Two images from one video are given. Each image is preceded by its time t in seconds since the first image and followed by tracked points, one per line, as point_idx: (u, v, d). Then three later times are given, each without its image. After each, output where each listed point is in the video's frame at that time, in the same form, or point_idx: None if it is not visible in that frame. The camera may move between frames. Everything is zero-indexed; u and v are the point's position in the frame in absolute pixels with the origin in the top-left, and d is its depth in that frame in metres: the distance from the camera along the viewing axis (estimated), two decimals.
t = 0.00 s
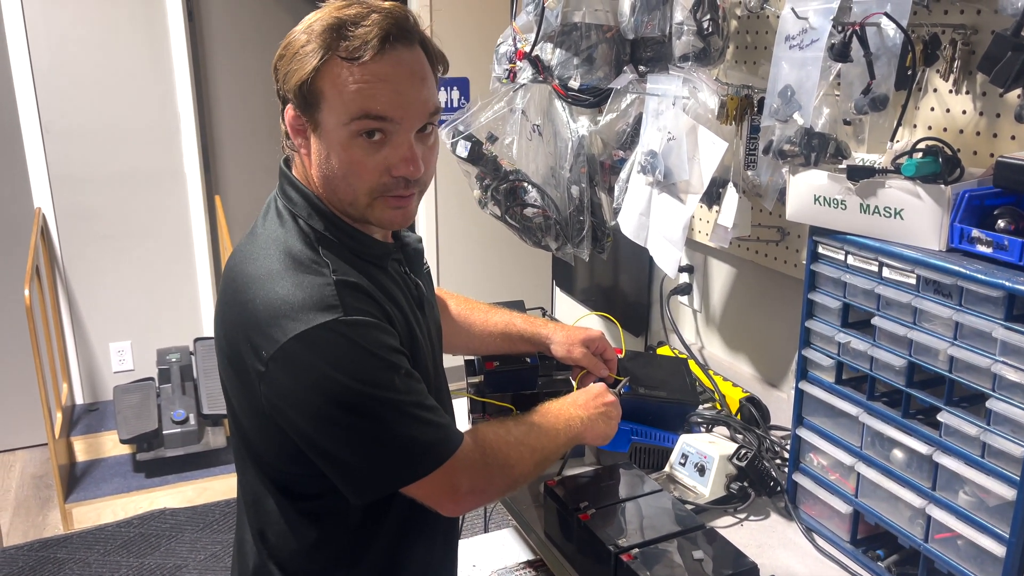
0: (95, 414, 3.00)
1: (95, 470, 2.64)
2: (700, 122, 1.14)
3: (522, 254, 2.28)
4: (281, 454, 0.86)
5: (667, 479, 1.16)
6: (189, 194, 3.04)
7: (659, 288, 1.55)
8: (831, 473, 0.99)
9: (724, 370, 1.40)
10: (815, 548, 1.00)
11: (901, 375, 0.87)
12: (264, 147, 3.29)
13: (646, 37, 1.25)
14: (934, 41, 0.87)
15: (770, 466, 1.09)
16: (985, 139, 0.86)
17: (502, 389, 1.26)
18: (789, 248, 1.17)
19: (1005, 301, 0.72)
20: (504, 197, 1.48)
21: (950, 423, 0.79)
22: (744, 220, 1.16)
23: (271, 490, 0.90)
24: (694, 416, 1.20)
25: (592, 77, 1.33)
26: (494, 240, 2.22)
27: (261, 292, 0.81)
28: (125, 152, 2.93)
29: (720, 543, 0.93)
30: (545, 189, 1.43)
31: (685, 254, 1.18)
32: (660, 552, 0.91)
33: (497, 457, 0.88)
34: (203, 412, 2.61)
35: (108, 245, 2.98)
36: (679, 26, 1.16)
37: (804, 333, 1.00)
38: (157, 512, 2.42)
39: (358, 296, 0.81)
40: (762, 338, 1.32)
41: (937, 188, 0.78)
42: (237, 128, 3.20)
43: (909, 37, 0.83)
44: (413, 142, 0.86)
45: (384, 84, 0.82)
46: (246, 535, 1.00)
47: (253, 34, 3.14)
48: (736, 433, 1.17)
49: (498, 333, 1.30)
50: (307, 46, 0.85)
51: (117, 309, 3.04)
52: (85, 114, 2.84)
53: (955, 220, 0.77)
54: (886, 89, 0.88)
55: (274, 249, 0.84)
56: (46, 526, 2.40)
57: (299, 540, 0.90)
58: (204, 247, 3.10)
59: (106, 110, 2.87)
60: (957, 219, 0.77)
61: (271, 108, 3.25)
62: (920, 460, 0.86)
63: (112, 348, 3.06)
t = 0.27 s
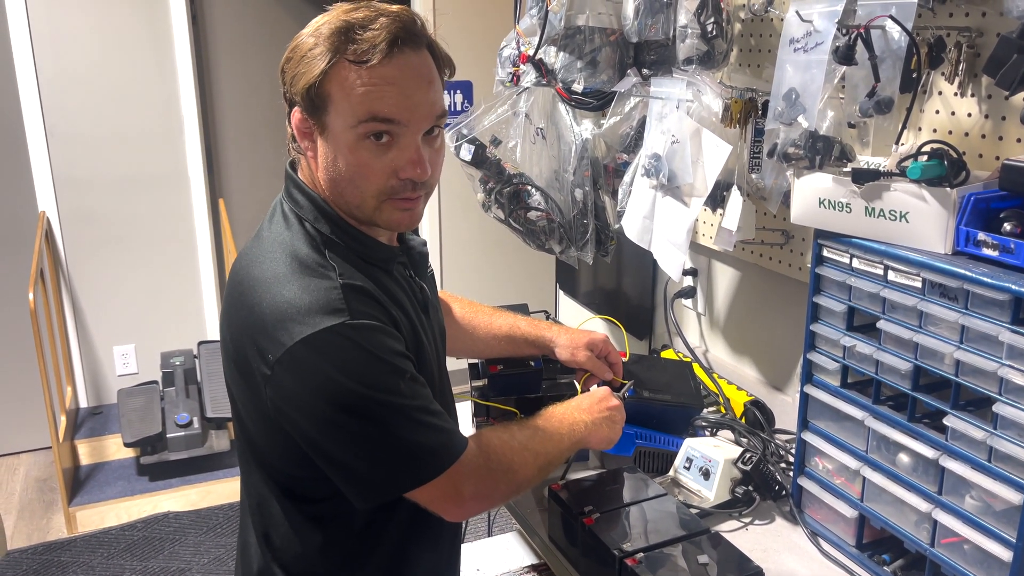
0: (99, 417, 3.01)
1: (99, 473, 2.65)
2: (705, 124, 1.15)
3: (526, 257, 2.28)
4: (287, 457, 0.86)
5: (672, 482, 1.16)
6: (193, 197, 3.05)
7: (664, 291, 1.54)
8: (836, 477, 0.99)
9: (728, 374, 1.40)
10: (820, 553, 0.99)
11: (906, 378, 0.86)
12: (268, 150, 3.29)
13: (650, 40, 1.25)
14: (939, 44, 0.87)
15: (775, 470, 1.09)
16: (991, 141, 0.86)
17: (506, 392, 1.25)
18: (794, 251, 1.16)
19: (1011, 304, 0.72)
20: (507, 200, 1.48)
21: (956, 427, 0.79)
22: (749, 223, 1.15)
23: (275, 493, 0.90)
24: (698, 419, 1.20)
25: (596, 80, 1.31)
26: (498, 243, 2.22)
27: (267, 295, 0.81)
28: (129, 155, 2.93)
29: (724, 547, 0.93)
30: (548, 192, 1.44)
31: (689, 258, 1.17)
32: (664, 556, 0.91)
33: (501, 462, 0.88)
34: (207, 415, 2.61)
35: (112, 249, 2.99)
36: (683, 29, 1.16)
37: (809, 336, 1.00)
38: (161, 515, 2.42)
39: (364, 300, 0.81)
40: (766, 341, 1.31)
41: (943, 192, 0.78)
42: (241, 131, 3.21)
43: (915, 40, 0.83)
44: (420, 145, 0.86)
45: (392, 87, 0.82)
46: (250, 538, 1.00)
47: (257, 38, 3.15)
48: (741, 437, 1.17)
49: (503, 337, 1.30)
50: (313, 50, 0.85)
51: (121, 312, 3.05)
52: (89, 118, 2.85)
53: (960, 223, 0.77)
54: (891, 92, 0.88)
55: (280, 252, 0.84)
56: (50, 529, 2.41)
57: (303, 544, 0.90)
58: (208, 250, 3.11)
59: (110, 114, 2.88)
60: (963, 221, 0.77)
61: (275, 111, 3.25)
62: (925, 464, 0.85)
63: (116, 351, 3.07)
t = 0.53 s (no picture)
0: (103, 420, 3.01)
1: (102, 476, 2.65)
2: (709, 127, 1.15)
3: (530, 260, 2.27)
4: (294, 460, 0.86)
5: (676, 486, 1.16)
6: (197, 200, 3.05)
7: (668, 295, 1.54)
8: (842, 481, 0.98)
9: (732, 377, 1.40)
10: (826, 557, 0.99)
11: (912, 382, 0.86)
12: (271, 154, 3.30)
13: (654, 43, 1.24)
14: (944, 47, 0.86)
15: (780, 473, 1.08)
16: (997, 143, 0.86)
17: (510, 395, 1.26)
18: (798, 254, 1.16)
19: (1019, 307, 0.71)
20: (511, 203, 1.48)
21: (963, 431, 0.78)
22: (753, 226, 1.15)
23: (281, 497, 0.90)
24: (702, 422, 1.23)
25: (600, 82, 1.30)
26: (501, 246, 2.21)
27: (274, 299, 0.81)
28: (133, 159, 2.94)
29: (729, 551, 0.93)
30: (552, 196, 1.45)
31: (693, 261, 1.17)
32: (669, 560, 0.90)
33: (507, 466, 0.88)
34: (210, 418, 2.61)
35: (115, 252, 2.99)
36: (687, 31, 1.16)
37: (815, 339, 0.99)
38: (164, 518, 2.42)
39: (371, 304, 0.81)
40: (771, 344, 1.31)
41: (949, 194, 0.77)
42: (244, 135, 3.21)
43: (920, 43, 0.83)
44: (428, 149, 0.86)
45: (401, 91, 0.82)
46: (254, 541, 1.00)
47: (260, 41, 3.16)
48: (746, 441, 1.17)
49: (508, 340, 1.30)
50: (323, 54, 0.85)
51: (124, 315, 3.05)
52: (93, 121, 2.86)
53: (967, 226, 0.77)
54: (897, 95, 0.87)
55: (286, 255, 0.84)
56: (54, 533, 2.41)
57: (309, 548, 0.90)
58: (212, 254, 3.11)
59: (114, 117, 2.88)
60: (969, 224, 0.76)
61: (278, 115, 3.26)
62: (932, 467, 0.85)
63: (119, 354, 3.07)
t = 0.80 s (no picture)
0: (104, 423, 3.01)
1: (104, 479, 2.65)
2: (711, 129, 1.15)
3: (532, 262, 2.27)
4: (294, 468, 0.86)
5: (679, 489, 1.15)
6: (199, 203, 3.06)
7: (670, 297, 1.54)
8: (845, 484, 0.98)
9: (734, 379, 1.40)
10: (829, 560, 0.98)
11: (916, 385, 0.86)
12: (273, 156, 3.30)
13: (656, 45, 1.24)
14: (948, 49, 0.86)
15: (783, 475, 1.08)
16: (1000, 146, 0.86)
17: (512, 398, 1.26)
18: (801, 256, 1.16)
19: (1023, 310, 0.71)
20: (513, 205, 1.48)
21: (967, 434, 0.78)
22: (755, 228, 1.15)
23: (282, 504, 0.90)
24: (706, 426, 1.22)
25: (602, 85, 1.31)
26: (504, 248, 2.21)
27: (273, 306, 0.81)
28: (135, 162, 2.94)
29: (733, 554, 0.93)
30: (554, 199, 1.45)
31: (696, 263, 1.17)
32: (672, 564, 0.90)
33: (510, 473, 0.87)
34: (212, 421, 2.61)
35: (117, 255, 2.99)
36: (689, 34, 1.16)
37: (818, 342, 0.99)
38: (166, 521, 2.42)
39: (372, 312, 0.81)
40: (774, 347, 1.30)
41: (953, 197, 0.77)
42: (246, 137, 3.22)
43: (923, 46, 0.83)
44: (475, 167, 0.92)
45: (476, 123, 0.85)
46: (256, 546, 0.99)
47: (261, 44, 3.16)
48: (748, 443, 1.18)
49: (509, 342, 1.29)
50: (380, 75, 0.81)
51: (126, 318, 3.05)
52: (95, 124, 2.86)
53: (971, 228, 0.76)
54: (900, 97, 0.87)
55: (285, 263, 0.84)
56: (56, 535, 2.41)
57: (311, 554, 0.89)
58: (214, 256, 3.11)
59: (116, 120, 2.89)
60: (973, 227, 0.76)
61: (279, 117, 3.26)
62: (936, 471, 0.85)
63: (121, 357, 3.07)
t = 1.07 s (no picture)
0: (105, 424, 3.01)
1: (104, 480, 2.64)
2: (712, 130, 1.15)
3: (533, 263, 2.27)
4: (298, 469, 0.85)
5: (680, 490, 1.15)
6: (199, 204, 3.06)
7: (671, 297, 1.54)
8: (846, 485, 0.98)
9: (736, 380, 1.39)
10: (831, 561, 0.98)
11: (918, 386, 0.85)
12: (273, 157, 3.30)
13: (656, 45, 1.24)
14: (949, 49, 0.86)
15: (784, 476, 1.08)
16: (1002, 146, 0.85)
17: (513, 398, 1.26)
18: (802, 256, 1.16)
19: None
20: (514, 206, 1.48)
21: (969, 435, 0.78)
22: (757, 229, 1.15)
23: (285, 505, 0.89)
24: (707, 426, 1.21)
25: (602, 86, 1.31)
26: (505, 249, 2.21)
27: (281, 308, 0.80)
28: (136, 164, 2.94)
29: (733, 555, 0.93)
30: (555, 199, 1.44)
31: (696, 264, 1.17)
32: (674, 565, 0.90)
33: (511, 480, 0.87)
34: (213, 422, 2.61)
35: (118, 256, 2.99)
36: (690, 34, 1.16)
37: (819, 342, 0.99)
38: (167, 522, 2.41)
39: (379, 315, 0.80)
40: (776, 348, 1.30)
41: (954, 197, 0.77)
42: (246, 138, 3.22)
43: (925, 45, 0.82)
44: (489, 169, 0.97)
45: (504, 130, 0.91)
46: (256, 547, 0.99)
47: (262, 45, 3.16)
48: (749, 444, 1.17)
49: (508, 343, 1.28)
50: (432, 89, 0.84)
51: (127, 319, 3.05)
52: (96, 125, 2.86)
53: (972, 229, 0.76)
54: (902, 97, 0.87)
55: (293, 264, 0.84)
56: (56, 536, 2.41)
57: (311, 557, 0.89)
58: (214, 257, 3.11)
59: (117, 122, 2.89)
60: (975, 227, 0.76)
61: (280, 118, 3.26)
62: (938, 472, 0.84)
63: (122, 358, 3.07)
